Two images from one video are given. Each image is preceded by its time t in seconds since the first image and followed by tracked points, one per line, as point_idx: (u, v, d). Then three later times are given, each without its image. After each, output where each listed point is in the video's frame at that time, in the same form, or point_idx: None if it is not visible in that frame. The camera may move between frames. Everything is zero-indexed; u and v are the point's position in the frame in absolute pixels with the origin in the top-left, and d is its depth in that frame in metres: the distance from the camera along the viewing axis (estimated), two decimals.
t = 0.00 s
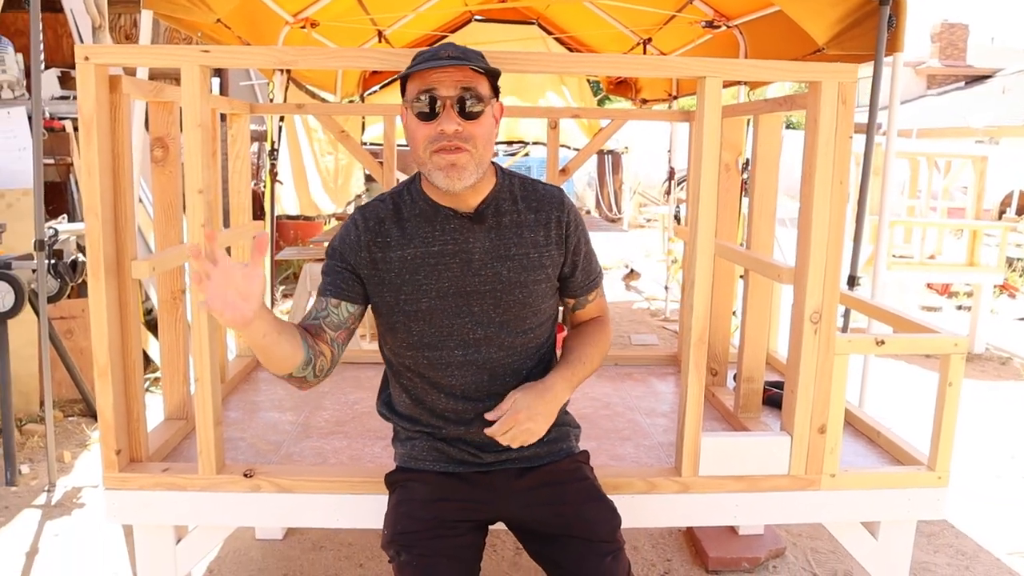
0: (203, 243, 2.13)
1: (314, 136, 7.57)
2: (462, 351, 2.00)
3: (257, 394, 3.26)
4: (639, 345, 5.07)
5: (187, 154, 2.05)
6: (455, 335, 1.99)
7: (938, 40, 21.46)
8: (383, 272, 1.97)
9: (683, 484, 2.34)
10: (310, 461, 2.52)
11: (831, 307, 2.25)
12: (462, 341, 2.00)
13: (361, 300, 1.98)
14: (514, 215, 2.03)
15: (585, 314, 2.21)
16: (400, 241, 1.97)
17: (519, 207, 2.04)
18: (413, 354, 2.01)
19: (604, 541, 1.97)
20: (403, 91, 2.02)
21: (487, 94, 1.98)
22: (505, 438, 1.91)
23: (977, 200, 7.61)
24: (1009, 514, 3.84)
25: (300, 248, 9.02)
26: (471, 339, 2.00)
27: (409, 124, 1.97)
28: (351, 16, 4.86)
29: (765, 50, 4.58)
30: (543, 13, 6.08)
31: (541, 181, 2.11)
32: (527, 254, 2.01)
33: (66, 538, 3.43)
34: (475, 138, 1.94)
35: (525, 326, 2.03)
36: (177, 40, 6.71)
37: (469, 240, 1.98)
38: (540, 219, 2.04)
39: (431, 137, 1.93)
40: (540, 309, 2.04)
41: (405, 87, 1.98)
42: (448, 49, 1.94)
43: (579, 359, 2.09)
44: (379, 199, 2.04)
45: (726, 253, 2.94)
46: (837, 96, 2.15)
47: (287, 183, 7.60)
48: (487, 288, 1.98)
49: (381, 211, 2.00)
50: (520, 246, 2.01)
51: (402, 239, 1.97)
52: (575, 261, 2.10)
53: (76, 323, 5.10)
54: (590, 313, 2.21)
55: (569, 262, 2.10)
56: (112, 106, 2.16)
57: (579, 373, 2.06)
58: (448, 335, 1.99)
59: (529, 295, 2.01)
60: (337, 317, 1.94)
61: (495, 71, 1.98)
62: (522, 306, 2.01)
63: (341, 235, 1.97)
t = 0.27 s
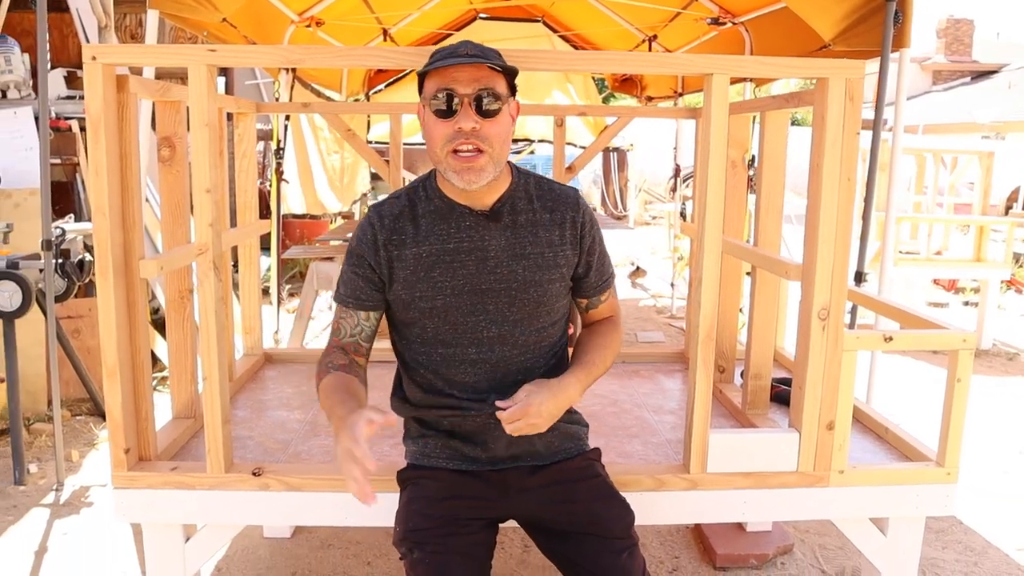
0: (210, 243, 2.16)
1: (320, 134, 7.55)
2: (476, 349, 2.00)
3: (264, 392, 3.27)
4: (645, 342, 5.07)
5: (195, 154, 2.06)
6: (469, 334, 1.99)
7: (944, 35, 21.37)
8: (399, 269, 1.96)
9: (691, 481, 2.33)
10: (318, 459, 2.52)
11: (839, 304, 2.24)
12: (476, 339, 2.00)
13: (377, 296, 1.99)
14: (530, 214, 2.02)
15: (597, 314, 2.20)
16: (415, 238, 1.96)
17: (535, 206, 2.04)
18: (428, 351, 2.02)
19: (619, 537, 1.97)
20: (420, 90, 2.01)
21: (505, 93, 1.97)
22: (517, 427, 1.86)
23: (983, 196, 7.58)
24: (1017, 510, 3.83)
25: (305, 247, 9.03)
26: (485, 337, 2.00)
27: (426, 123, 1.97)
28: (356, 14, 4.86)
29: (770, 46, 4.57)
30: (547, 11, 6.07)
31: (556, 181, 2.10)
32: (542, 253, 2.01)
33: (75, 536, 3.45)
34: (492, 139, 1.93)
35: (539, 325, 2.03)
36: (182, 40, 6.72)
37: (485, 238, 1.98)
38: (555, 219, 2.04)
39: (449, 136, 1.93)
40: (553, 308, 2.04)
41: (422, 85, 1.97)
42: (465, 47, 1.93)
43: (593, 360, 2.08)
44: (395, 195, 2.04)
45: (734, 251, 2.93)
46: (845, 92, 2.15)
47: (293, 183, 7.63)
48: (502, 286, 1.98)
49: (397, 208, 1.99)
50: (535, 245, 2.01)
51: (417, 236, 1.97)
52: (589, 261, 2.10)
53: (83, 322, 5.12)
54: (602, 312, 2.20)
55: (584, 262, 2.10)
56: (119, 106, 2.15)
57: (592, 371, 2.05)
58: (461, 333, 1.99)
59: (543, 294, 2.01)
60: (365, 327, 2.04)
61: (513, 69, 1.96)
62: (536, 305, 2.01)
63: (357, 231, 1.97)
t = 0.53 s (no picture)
0: (219, 243, 2.15)
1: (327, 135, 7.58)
2: (489, 346, 2.00)
3: (272, 392, 3.28)
4: (653, 342, 5.06)
5: (203, 154, 2.06)
6: (482, 331, 1.99)
7: (952, 33, 21.24)
8: (416, 264, 1.96)
9: (698, 481, 2.33)
10: (326, 459, 2.53)
11: (847, 304, 2.23)
12: (489, 337, 2.00)
13: (392, 290, 1.98)
14: (547, 215, 2.02)
15: (608, 323, 2.20)
16: (433, 233, 1.96)
17: (553, 208, 2.03)
18: (441, 348, 2.02)
19: (627, 538, 1.97)
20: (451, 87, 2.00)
21: (535, 98, 1.97)
22: (556, 467, 1.92)
23: (993, 194, 7.53)
24: None
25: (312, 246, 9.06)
26: (499, 336, 2.00)
27: (456, 122, 1.96)
28: (363, 14, 4.86)
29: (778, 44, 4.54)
30: (554, 9, 6.06)
31: (574, 184, 2.10)
32: (558, 254, 2.01)
33: (84, 535, 3.46)
34: (520, 142, 1.93)
35: (552, 326, 2.03)
36: (190, 40, 6.74)
37: (501, 236, 1.97)
38: (573, 221, 2.03)
39: (479, 136, 1.92)
40: (567, 310, 2.04)
41: (454, 83, 1.96)
42: (499, 48, 1.92)
43: (608, 371, 2.10)
44: (414, 190, 2.04)
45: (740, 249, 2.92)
46: (853, 90, 2.14)
47: (301, 182, 7.50)
48: (518, 285, 1.98)
49: (416, 202, 1.99)
50: (552, 246, 2.00)
51: (435, 232, 1.96)
52: (604, 265, 2.10)
53: (91, 322, 5.14)
54: (614, 320, 2.20)
55: (599, 267, 2.10)
56: (128, 107, 2.16)
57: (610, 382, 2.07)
58: (475, 330, 1.99)
59: (558, 295, 2.01)
60: (401, 323, 2.04)
61: (546, 75, 1.97)
62: (551, 306, 2.01)
63: (376, 222, 1.97)
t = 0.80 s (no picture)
0: (225, 245, 2.17)
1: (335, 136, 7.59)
2: (497, 346, 2.00)
3: (279, 393, 3.28)
4: (660, 342, 5.05)
5: (209, 157, 2.07)
6: (490, 330, 1.99)
7: (961, 31, 21.12)
8: (427, 261, 1.96)
9: (705, 482, 2.32)
10: (332, 460, 2.53)
11: (854, 304, 2.22)
12: (497, 337, 2.00)
13: (402, 286, 1.99)
14: (560, 218, 2.02)
15: (614, 328, 2.19)
16: (445, 232, 1.96)
17: (565, 211, 2.03)
18: (448, 345, 2.02)
19: (633, 539, 1.96)
20: (471, 92, 1.97)
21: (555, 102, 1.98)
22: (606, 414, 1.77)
23: (1002, 193, 7.49)
24: None
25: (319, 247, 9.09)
26: (507, 336, 2.00)
27: (480, 128, 1.94)
28: (369, 16, 4.87)
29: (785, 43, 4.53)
30: (560, 10, 6.05)
31: (586, 188, 2.10)
32: (569, 257, 2.01)
33: (92, 536, 3.48)
34: (546, 145, 1.94)
35: (560, 328, 2.03)
36: (197, 42, 6.77)
37: (513, 238, 1.97)
38: (584, 225, 2.03)
39: (506, 142, 1.91)
40: (576, 312, 2.04)
41: (476, 88, 1.94)
42: (523, 54, 1.92)
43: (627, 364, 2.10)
44: (427, 187, 2.04)
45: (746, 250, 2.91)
46: (860, 90, 2.13)
47: (308, 182, 7.50)
48: (528, 286, 1.98)
49: (429, 200, 1.99)
50: (563, 248, 2.00)
51: (447, 230, 1.97)
52: (614, 270, 2.10)
53: (100, 323, 5.17)
54: (618, 326, 2.19)
55: (609, 271, 2.10)
56: (135, 110, 2.17)
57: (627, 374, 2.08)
58: (484, 329, 1.99)
59: (567, 297, 2.01)
60: (401, 319, 2.04)
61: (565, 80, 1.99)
62: (560, 308, 2.01)
63: (389, 218, 1.97)
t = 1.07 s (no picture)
0: (225, 246, 2.17)
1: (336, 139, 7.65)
2: (497, 346, 2.00)
3: (281, 394, 3.29)
4: (662, 342, 5.04)
5: (209, 158, 2.07)
6: (490, 330, 1.99)
7: (964, 30, 21.06)
8: (426, 262, 1.96)
9: (707, 483, 2.32)
10: (334, 461, 2.53)
11: (856, 303, 2.22)
12: (498, 336, 2.00)
13: (402, 287, 1.99)
14: (558, 216, 2.02)
15: (624, 328, 2.20)
16: (444, 232, 1.97)
17: (564, 210, 2.03)
18: (449, 345, 2.02)
19: (635, 540, 1.96)
20: (471, 90, 1.97)
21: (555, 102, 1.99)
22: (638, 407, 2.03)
23: (1005, 192, 7.46)
24: None
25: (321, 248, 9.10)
26: (507, 335, 2.00)
27: (480, 127, 1.94)
28: (370, 17, 4.87)
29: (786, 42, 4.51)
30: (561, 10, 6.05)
31: (585, 186, 2.09)
32: (568, 256, 2.01)
33: (96, 537, 3.48)
34: (545, 145, 1.94)
35: (560, 327, 2.03)
36: (199, 44, 6.78)
37: (512, 237, 1.97)
38: (583, 223, 2.03)
39: (505, 141, 1.92)
40: (576, 311, 2.04)
41: (476, 87, 1.94)
42: (523, 53, 1.92)
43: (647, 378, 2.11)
44: (426, 188, 2.04)
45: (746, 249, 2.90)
46: (861, 88, 2.12)
47: (309, 184, 7.54)
48: (527, 285, 1.98)
49: (427, 201, 1.99)
50: (562, 247, 2.00)
51: (446, 230, 1.97)
52: (613, 267, 2.09)
53: (103, 325, 5.17)
54: (621, 325, 2.19)
55: (608, 269, 2.10)
56: (136, 111, 2.17)
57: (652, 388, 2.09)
58: (484, 329, 1.99)
59: (567, 296, 2.01)
60: (403, 320, 2.04)
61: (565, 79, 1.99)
62: (559, 307, 2.01)
63: (388, 219, 1.98)
